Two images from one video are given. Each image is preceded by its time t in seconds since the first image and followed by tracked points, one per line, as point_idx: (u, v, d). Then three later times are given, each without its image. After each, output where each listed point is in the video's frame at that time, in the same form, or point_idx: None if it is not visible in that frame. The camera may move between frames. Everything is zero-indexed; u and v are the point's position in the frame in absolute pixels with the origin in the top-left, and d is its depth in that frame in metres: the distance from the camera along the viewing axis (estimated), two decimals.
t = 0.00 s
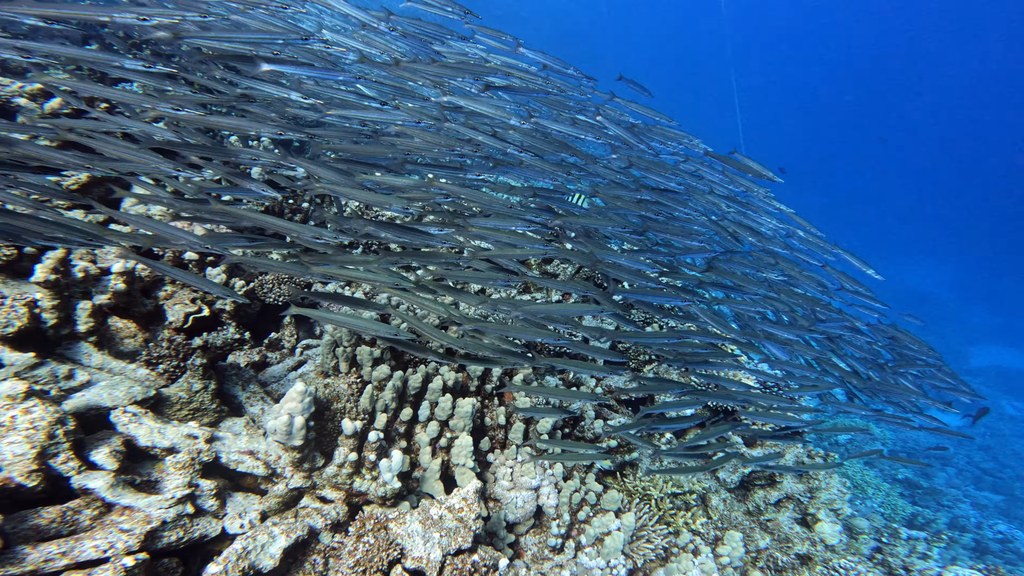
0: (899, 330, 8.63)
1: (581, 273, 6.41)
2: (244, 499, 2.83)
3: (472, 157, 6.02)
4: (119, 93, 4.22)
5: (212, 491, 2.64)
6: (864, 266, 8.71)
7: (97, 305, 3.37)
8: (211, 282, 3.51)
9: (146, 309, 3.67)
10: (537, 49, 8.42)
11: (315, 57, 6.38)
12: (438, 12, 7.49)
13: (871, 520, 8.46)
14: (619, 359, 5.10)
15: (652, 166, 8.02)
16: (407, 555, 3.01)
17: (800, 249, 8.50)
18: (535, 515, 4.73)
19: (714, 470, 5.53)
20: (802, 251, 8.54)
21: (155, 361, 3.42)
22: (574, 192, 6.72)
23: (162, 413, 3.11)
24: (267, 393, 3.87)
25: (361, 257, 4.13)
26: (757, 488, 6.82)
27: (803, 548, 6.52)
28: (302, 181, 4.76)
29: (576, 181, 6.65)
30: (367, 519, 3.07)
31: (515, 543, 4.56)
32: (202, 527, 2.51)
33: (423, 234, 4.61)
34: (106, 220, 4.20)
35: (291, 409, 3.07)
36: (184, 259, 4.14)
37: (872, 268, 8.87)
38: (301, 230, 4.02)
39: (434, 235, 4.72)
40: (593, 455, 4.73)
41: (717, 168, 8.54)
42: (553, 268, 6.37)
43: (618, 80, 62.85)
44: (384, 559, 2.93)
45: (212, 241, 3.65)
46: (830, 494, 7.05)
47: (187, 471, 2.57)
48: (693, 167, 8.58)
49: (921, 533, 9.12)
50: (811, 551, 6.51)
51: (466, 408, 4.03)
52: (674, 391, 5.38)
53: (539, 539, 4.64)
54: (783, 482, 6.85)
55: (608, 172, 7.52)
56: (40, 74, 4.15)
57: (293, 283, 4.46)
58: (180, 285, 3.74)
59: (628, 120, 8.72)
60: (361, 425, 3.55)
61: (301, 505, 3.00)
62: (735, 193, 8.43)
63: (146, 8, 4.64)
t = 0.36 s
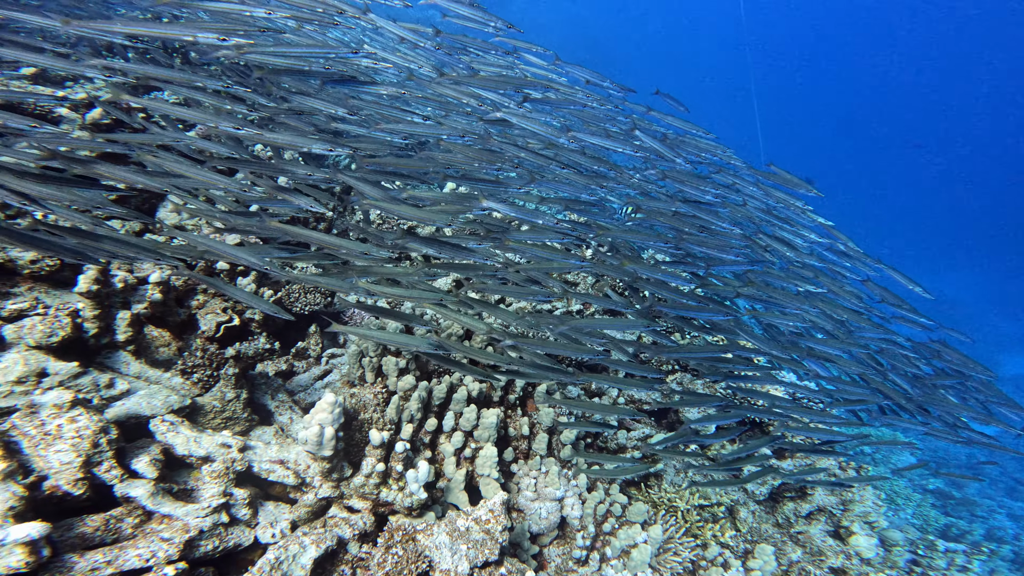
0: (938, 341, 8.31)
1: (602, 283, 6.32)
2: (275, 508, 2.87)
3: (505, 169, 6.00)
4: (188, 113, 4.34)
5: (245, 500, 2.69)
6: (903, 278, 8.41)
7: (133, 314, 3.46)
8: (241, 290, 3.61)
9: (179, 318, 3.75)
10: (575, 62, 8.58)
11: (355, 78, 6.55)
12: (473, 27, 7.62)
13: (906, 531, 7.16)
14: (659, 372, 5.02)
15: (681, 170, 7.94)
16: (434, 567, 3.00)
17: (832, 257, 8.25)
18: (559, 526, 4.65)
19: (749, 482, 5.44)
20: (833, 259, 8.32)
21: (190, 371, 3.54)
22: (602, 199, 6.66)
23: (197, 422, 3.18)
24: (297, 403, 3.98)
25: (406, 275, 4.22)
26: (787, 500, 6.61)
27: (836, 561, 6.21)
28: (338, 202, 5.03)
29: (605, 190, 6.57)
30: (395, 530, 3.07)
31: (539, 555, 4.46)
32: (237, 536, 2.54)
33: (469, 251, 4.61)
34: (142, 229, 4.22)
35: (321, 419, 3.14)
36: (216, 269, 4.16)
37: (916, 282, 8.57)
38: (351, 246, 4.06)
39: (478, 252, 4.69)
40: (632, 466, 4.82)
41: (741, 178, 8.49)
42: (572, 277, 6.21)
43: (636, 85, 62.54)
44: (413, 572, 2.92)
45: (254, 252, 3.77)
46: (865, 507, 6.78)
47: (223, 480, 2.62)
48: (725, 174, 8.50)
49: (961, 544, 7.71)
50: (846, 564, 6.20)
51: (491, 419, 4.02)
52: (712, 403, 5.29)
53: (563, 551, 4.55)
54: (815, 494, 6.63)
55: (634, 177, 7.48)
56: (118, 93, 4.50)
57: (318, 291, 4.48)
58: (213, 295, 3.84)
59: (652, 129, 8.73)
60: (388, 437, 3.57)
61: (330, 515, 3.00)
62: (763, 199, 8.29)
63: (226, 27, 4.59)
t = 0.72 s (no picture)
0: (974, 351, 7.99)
1: (619, 293, 6.37)
2: (300, 518, 2.89)
3: (533, 184, 6.06)
4: (240, 130, 4.47)
5: (272, 509, 2.73)
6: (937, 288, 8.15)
7: (164, 324, 3.55)
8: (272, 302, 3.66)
9: (206, 328, 3.81)
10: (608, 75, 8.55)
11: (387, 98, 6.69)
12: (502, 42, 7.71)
13: (934, 542, 6.50)
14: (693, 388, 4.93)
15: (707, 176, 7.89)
16: None
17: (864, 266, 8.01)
18: (580, 537, 4.57)
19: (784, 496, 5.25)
20: (862, 267, 8.12)
21: (218, 380, 3.56)
22: (628, 208, 6.65)
23: (225, 432, 3.30)
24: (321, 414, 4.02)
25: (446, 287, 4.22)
26: (814, 512, 6.41)
27: None
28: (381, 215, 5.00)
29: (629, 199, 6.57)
30: (419, 542, 3.07)
31: (559, 566, 4.39)
32: (264, 546, 2.57)
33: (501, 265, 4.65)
34: (169, 239, 4.33)
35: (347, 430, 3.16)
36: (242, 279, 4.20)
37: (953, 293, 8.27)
38: (392, 264, 4.10)
39: (514, 267, 4.65)
40: (659, 479, 4.78)
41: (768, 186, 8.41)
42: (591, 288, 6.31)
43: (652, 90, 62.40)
44: None
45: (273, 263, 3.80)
46: (897, 519, 6.52)
47: (251, 490, 2.67)
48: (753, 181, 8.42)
49: (998, 556, 6.80)
50: None
51: (513, 429, 3.98)
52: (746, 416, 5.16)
53: (584, 563, 4.47)
54: (844, 506, 6.43)
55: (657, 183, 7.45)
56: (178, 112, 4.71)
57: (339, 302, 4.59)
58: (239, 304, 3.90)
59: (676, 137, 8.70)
60: (411, 447, 3.61)
61: (354, 525, 3.01)
62: (790, 206, 8.15)
63: (274, 45, 4.85)
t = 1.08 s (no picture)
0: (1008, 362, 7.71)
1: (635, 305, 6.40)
2: (321, 530, 2.92)
3: (559, 197, 6.08)
4: (283, 152, 4.58)
5: (294, 521, 2.77)
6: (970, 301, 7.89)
7: (189, 335, 3.64)
8: (308, 322, 3.70)
9: (229, 338, 3.91)
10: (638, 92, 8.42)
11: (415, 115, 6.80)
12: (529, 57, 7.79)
13: (965, 553, 6.26)
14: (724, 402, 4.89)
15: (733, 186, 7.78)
16: None
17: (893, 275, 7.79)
18: (598, 550, 4.49)
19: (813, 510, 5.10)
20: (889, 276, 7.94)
21: (241, 392, 3.61)
22: (651, 222, 6.64)
23: (248, 443, 3.37)
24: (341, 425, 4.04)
25: (479, 301, 4.32)
26: (840, 525, 6.22)
27: None
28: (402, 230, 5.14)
29: (652, 211, 6.56)
30: (440, 557, 3.12)
31: None
32: (287, 557, 2.59)
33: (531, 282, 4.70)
34: (192, 250, 4.42)
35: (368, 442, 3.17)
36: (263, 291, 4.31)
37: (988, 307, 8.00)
38: (428, 281, 4.19)
39: (546, 285, 4.74)
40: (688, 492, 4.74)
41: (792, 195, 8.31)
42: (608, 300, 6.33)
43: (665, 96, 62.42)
44: None
45: (284, 278, 3.78)
46: (927, 533, 6.28)
47: (274, 501, 2.74)
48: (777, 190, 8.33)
49: None
50: None
51: (530, 442, 3.98)
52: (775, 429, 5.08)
53: None
54: (871, 518, 6.23)
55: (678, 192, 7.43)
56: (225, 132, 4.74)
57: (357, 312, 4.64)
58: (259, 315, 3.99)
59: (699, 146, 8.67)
60: (430, 459, 3.59)
61: (374, 537, 3.03)
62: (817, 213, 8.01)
63: (311, 64, 4.95)
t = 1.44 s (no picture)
0: None
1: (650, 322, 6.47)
2: (337, 542, 2.93)
3: (580, 212, 6.10)
4: (315, 172, 4.59)
5: (311, 534, 2.80)
6: (1000, 317, 7.67)
7: (207, 347, 3.70)
8: (334, 340, 3.76)
9: (245, 350, 3.97)
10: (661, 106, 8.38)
11: (439, 130, 6.90)
12: (551, 70, 7.86)
13: (991, 565, 6.04)
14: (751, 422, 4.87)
15: (753, 195, 7.74)
16: None
17: (914, 286, 7.67)
18: (614, 563, 4.40)
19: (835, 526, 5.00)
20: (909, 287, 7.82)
21: (258, 404, 3.66)
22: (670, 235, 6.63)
23: (265, 455, 3.41)
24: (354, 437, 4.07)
25: (503, 319, 4.30)
26: (861, 538, 6.06)
27: None
28: (416, 240, 5.27)
29: (674, 224, 6.53)
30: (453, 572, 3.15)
31: None
32: (304, 571, 2.63)
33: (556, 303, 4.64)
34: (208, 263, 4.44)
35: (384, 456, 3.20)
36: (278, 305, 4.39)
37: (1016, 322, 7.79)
38: (455, 300, 4.25)
39: (570, 304, 4.67)
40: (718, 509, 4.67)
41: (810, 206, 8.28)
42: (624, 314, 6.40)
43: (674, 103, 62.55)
44: None
45: (299, 291, 3.88)
46: (952, 545, 6.08)
47: (291, 514, 2.77)
48: (796, 200, 8.28)
49: None
50: None
51: (545, 455, 3.97)
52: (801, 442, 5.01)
53: None
54: (893, 531, 6.05)
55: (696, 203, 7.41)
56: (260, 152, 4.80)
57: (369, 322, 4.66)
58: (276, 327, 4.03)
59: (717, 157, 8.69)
60: (445, 473, 3.62)
61: (389, 550, 3.05)
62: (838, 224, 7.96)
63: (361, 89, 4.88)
